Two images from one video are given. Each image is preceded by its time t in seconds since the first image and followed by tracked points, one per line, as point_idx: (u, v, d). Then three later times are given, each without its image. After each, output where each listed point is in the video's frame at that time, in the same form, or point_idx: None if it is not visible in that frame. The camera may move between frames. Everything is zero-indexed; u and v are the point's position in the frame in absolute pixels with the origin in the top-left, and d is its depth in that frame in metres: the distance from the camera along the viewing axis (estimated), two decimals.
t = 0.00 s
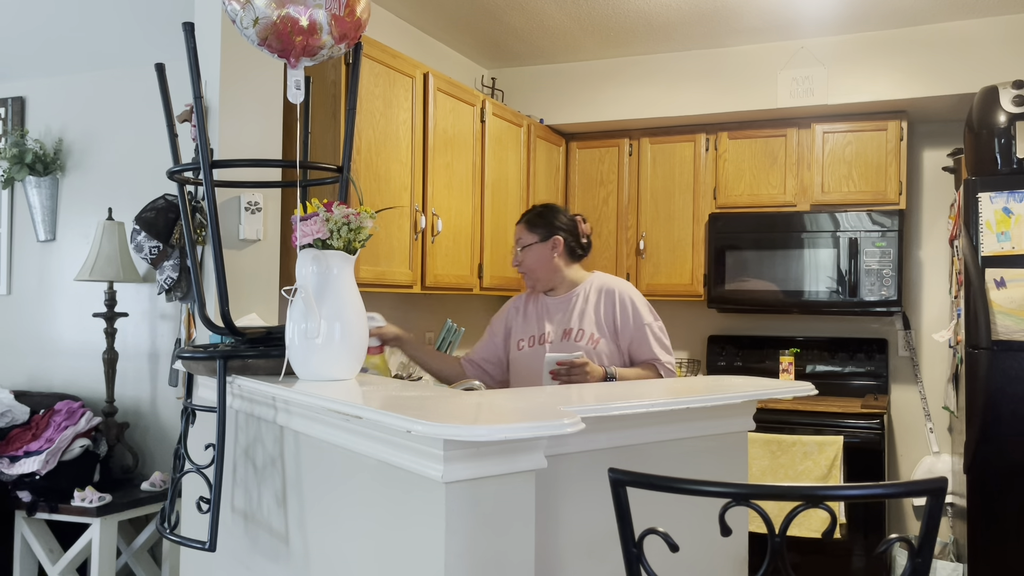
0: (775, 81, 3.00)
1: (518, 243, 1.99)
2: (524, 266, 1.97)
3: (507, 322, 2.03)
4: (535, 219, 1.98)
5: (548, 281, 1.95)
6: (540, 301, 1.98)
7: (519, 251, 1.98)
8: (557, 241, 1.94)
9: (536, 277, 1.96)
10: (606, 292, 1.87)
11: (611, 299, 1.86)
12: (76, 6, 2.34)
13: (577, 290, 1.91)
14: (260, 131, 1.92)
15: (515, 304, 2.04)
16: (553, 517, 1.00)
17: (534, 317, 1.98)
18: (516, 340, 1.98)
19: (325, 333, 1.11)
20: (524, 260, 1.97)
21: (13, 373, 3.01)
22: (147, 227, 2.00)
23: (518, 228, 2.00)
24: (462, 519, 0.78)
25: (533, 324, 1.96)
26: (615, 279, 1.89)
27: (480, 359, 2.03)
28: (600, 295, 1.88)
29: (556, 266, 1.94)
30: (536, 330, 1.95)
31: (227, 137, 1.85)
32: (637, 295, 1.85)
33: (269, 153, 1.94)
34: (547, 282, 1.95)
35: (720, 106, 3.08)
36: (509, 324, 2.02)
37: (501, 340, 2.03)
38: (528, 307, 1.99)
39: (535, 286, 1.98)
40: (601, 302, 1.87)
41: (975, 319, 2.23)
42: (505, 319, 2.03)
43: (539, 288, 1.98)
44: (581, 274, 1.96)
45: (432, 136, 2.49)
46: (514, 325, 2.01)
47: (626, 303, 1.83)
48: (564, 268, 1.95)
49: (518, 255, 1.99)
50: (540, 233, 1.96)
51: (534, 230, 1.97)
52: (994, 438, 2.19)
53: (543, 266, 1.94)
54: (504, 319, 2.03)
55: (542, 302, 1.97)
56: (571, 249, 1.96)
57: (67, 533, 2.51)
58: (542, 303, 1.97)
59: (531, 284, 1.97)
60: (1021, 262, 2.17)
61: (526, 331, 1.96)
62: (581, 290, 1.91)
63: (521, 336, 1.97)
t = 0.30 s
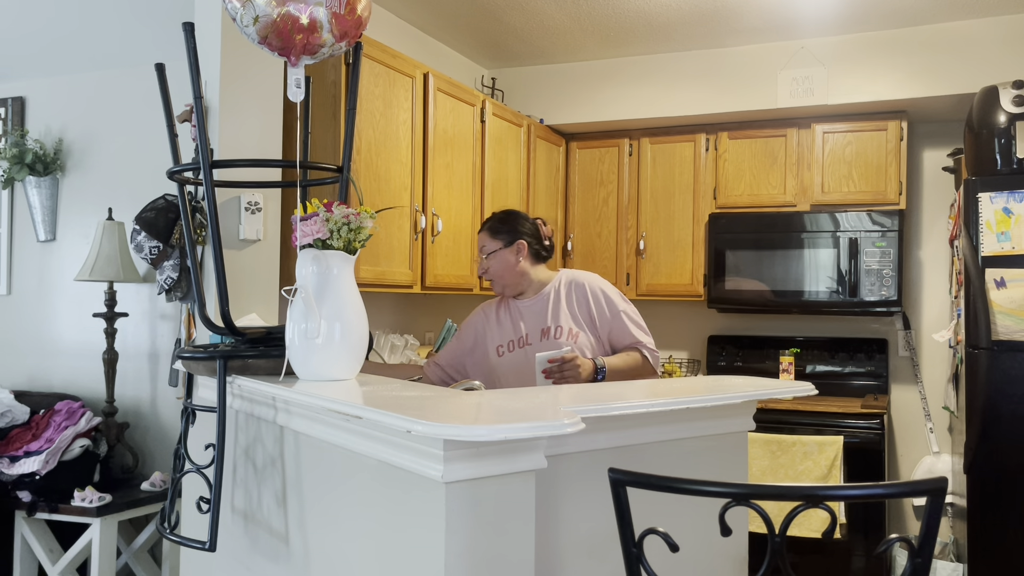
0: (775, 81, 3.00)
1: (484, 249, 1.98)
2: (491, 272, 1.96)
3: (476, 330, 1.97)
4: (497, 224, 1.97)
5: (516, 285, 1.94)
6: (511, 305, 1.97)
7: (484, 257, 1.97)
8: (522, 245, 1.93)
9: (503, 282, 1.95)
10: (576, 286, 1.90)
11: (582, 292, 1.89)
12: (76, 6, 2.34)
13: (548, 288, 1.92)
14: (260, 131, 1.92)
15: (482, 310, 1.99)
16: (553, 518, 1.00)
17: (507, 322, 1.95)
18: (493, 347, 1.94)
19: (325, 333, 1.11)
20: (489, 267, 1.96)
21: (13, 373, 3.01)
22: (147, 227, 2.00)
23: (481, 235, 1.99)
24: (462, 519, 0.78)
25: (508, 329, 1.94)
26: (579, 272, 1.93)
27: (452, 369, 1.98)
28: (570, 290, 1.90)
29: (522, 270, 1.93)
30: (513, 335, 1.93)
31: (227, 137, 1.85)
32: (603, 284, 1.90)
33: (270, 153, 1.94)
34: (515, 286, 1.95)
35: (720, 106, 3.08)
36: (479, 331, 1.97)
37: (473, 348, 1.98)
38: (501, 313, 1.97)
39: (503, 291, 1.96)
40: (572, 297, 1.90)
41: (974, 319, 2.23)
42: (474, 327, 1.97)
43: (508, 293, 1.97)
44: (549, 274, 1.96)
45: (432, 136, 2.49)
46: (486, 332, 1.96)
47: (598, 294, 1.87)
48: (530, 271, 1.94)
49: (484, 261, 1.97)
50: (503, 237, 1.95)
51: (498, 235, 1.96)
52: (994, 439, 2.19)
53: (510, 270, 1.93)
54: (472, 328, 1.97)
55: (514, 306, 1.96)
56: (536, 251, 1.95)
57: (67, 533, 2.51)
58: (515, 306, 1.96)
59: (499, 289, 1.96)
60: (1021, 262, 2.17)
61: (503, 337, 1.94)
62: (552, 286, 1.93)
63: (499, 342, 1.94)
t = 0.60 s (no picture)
0: (775, 81, 3.00)
1: (462, 260, 1.95)
2: (473, 283, 1.94)
3: (464, 334, 1.99)
4: (471, 235, 1.94)
5: (499, 292, 1.94)
6: (496, 310, 1.97)
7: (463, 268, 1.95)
8: (500, 251, 1.92)
9: (487, 291, 1.94)
10: (558, 283, 1.89)
11: (565, 289, 1.88)
12: (76, 6, 2.34)
13: (531, 289, 1.92)
14: (259, 131, 1.92)
15: (469, 315, 2.01)
16: (552, 518, 1.00)
17: (494, 326, 1.96)
18: (483, 351, 1.96)
19: (325, 333, 1.11)
20: (470, 279, 1.94)
21: (13, 373, 3.01)
22: (147, 227, 2.00)
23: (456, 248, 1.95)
24: (462, 519, 0.78)
25: (496, 333, 1.95)
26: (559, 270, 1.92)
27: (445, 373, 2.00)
28: (554, 288, 1.90)
29: (503, 276, 1.93)
30: (502, 338, 1.94)
31: (227, 137, 1.85)
32: (585, 278, 1.89)
33: (270, 153, 1.94)
34: (499, 293, 1.95)
35: (720, 106, 3.08)
36: (468, 336, 1.99)
37: (463, 352, 2.00)
38: (487, 317, 1.97)
39: (488, 299, 1.96)
40: (556, 295, 1.89)
41: (975, 319, 2.23)
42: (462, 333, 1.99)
43: (493, 300, 1.97)
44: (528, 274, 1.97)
45: (432, 136, 2.49)
46: (473, 336, 1.98)
47: (582, 290, 1.86)
48: (511, 276, 1.94)
49: (463, 273, 1.95)
50: (480, 247, 1.93)
51: (474, 246, 1.93)
52: (994, 439, 2.19)
53: (491, 279, 1.92)
54: (461, 332, 1.99)
55: (499, 310, 1.96)
56: (515, 255, 1.95)
57: (67, 533, 2.51)
58: (500, 309, 1.96)
59: (484, 298, 1.96)
60: (1022, 262, 2.17)
61: (491, 340, 1.95)
62: (534, 286, 1.92)
63: (488, 347, 1.95)
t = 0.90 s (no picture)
0: (775, 81, 3.00)
1: (452, 263, 1.96)
2: (465, 285, 1.95)
3: (457, 340, 1.99)
4: (461, 237, 1.95)
5: (491, 295, 1.95)
6: (487, 315, 1.96)
7: (454, 271, 1.96)
8: (492, 254, 1.93)
9: (479, 293, 1.94)
10: (549, 284, 1.89)
11: (556, 289, 1.88)
12: (75, 6, 2.34)
13: (521, 292, 1.92)
14: (259, 131, 1.92)
15: (461, 320, 2.00)
16: (552, 518, 1.00)
17: (487, 330, 1.96)
18: (477, 356, 1.95)
19: (325, 333, 1.11)
20: (462, 280, 1.94)
21: (13, 373, 3.01)
22: (147, 227, 2.00)
23: (447, 250, 1.97)
24: (462, 519, 0.78)
25: (490, 338, 1.94)
26: (548, 271, 1.92)
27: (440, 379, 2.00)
28: (545, 290, 1.90)
29: (495, 278, 1.93)
30: (495, 343, 1.93)
31: (227, 137, 1.85)
32: (574, 278, 1.89)
33: (270, 152, 1.94)
34: (490, 295, 1.95)
35: (720, 106, 3.08)
36: (461, 341, 1.98)
37: (457, 357, 1.99)
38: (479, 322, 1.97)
39: (480, 301, 1.96)
40: (548, 297, 1.89)
41: (975, 319, 2.23)
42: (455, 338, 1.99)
43: (485, 303, 1.97)
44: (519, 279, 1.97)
45: (432, 137, 2.49)
46: (467, 341, 1.97)
47: (573, 290, 1.86)
48: (503, 278, 1.94)
49: (455, 275, 1.96)
50: (470, 248, 1.94)
51: (465, 248, 1.94)
52: (994, 439, 2.19)
53: (482, 281, 1.93)
54: (455, 338, 1.99)
55: (490, 315, 1.96)
56: (506, 257, 1.96)
57: (68, 533, 2.51)
58: (492, 314, 1.95)
59: (476, 301, 1.96)
60: (1021, 262, 2.17)
61: (485, 346, 1.94)
62: (526, 289, 1.92)
63: (482, 352, 1.95)
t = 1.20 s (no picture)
0: (775, 81, 3.00)
1: (470, 246, 1.90)
2: (482, 269, 1.90)
3: (451, 340, 1.98)
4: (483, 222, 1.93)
5: (500, 286, 1.93)
6: (483, 314, 1.96)
7: (473, 254, 1.90)
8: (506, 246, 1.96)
9: (492, 282, 1.91)
10: (546, 284, 1.90)
11: (553, 289, 1.89)
12: (75, 6, 2.34)
13: (518, 292, 1.92)
14: (259, 131, 1.93)
15: (455, 320, 2.00)
16: (552, 517, 1.00)
17: (482, 331, 1.95)
18: (472, 356, 1.95)
19: (325, 333, 1.11)
20: (479, 266, 1.89)
21: (13, 373, 3.01)
22: (147, 227, 2.00)
23: (469, 231, 1.90)
24: (462, 519, 0.78)
25: (485, 338, 1.94)
26: (544, 272, 1.93)
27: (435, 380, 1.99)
28: (541, 290, 1.90)
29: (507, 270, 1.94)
30: (491, 343, 1.93)
31: (227, 137, 1.85)
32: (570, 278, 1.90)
33: (270, 152, 1.94)
34: (500, 285, 1.93)
35: (720, 106, 3.08)
36: (455, 341, 1.98)
37: (452, 358, 1.99)
38: (474, 322, 1.97)
39: (487, 290, 1.92)
40: (544, 296, 1.90)
41: (975, 319, 2.23)
42: (449, 338, 1.98)
43: (489, 293, 1.93)
44: (516, 278, 1.99)
45: (432, 137, 2.49)
46: (461, 342, 1.97)
47: (569, 290, 1.87)
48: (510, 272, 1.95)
49: (473, 258, 1.90)
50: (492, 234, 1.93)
51: (487, 233, 1.92)
52: (994, 439, 2.19)
53: (500, 269, 1.92)
54: (449, 338, 1.99)
55: (485, 314, 1.95)
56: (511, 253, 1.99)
57: (68, 533, 2.51)
58: (487, 313, 1.95)
59: (485, 290, 1.92)
60: (1021, 262, 2.17)
61: (481, 347, 1.94)
62: (522, 288, 1.93)
63: (478, 353, 1.94)
